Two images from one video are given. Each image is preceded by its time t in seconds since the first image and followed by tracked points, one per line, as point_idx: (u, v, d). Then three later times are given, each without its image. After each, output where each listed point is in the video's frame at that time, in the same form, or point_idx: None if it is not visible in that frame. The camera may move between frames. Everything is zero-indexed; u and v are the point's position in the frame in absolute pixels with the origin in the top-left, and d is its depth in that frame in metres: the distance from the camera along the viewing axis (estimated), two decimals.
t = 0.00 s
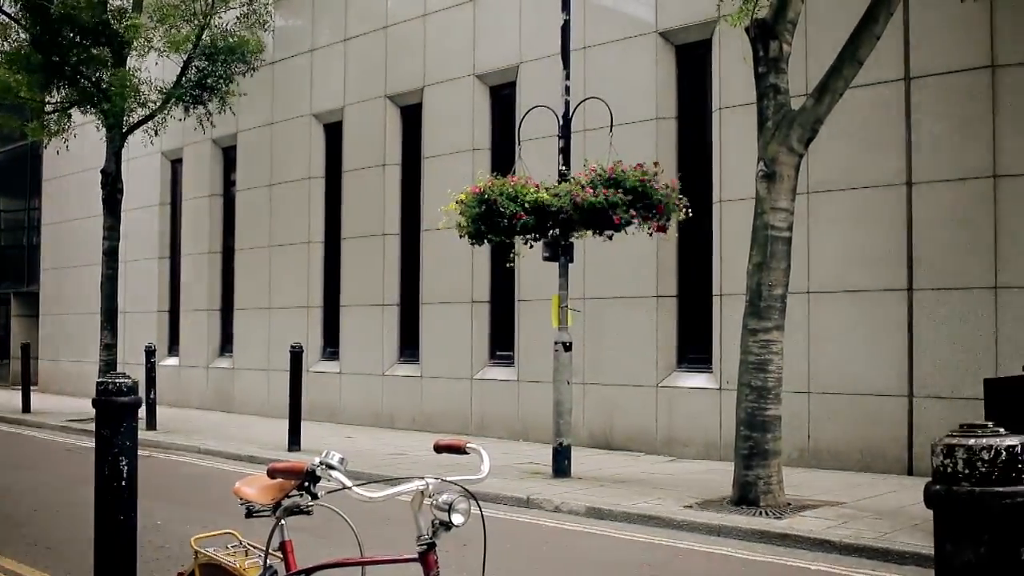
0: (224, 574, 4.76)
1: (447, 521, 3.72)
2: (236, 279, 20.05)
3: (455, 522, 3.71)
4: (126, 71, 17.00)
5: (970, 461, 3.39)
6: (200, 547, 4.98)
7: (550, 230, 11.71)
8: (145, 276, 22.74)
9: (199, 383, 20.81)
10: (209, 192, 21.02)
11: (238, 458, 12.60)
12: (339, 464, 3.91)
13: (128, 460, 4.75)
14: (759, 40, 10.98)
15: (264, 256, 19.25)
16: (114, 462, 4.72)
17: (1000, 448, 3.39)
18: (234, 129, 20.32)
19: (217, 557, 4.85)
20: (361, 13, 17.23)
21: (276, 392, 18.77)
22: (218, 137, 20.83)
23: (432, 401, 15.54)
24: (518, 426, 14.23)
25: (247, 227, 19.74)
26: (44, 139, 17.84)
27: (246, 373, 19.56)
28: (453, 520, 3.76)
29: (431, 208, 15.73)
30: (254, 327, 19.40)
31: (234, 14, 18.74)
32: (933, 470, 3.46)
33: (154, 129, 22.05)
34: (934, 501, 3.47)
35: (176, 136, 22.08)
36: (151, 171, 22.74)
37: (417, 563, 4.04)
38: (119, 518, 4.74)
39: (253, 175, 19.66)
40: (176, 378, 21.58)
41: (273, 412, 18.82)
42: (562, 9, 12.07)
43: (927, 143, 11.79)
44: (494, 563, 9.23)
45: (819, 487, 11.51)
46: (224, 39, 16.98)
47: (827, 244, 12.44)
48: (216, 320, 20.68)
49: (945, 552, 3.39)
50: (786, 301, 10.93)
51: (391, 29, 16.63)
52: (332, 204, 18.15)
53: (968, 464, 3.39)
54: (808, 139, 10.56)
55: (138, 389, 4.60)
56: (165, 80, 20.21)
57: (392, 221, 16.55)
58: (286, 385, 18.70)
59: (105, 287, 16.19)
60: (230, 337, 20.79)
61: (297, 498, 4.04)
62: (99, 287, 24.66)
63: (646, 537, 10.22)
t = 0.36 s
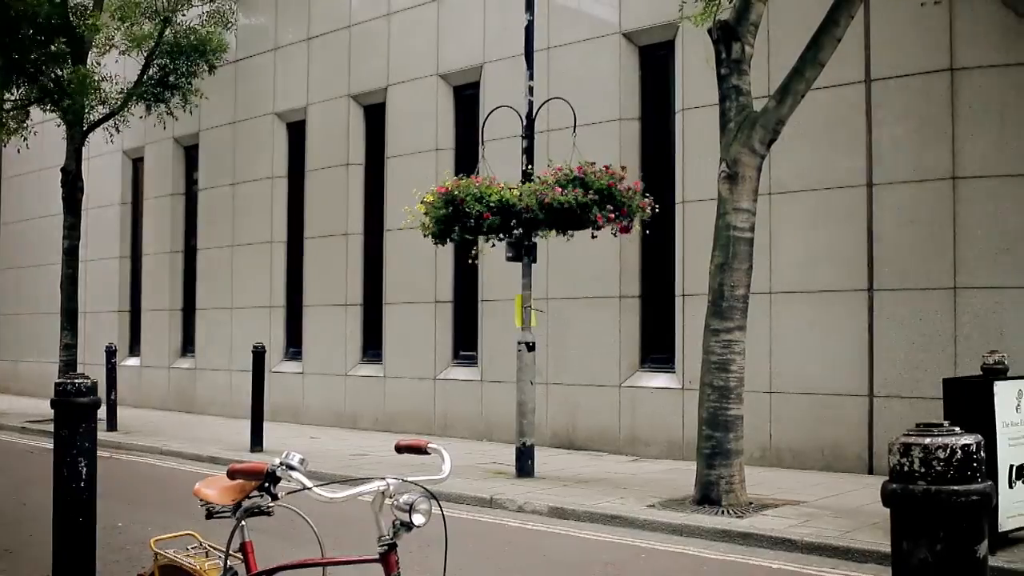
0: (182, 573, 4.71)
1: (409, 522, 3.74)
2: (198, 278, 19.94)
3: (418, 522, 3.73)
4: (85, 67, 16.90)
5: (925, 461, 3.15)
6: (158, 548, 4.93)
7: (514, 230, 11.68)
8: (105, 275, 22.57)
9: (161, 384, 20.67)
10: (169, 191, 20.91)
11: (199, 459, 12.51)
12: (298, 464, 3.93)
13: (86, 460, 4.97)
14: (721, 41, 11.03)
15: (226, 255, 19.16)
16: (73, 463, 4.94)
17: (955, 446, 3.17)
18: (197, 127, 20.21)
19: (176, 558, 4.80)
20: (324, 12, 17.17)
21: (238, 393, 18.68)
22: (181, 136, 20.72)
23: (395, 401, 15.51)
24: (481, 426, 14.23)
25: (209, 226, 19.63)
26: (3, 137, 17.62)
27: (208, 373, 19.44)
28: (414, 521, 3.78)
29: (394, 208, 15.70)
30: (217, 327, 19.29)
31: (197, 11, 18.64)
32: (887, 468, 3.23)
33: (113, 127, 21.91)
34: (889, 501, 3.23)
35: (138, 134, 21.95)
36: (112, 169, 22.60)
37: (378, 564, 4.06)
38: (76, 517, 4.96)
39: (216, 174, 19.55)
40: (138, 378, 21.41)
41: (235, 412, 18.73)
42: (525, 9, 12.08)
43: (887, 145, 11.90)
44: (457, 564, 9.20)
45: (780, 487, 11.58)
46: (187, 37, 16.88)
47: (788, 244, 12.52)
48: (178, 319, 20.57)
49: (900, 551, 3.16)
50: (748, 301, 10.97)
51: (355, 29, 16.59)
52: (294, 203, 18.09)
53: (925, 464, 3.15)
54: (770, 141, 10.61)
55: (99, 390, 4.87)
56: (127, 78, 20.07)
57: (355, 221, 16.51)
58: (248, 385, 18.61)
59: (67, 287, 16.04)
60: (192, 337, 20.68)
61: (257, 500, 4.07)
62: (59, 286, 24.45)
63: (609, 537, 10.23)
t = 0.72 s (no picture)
0: (144, 573, 4.69)
1: (373, 522, 3.63)
2: (163, 278, 19.83)
3: (382, 523, 3.62)
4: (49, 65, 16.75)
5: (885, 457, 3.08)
6: (121, 550, 4.91)
7: (481, 229, 11.63)
8: (70, 274, 22.41)
9: (126, 384, 20.52)
10: (133, 189, 20.79)
11: (165, 460, 12.43)
12: (262, 464, 3.81)
13: (50, 462, 4.62)
14: (688, 43, 11.07)
15: (191, 254, 19.07)
16: (36, 465, 4.57)
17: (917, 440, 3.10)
18: (162, 126, 20.10)
19: (139, 559, 4.77)
20: (291, 11, 17.11)
21: (204, 393, 18.58)
22: (146, 135, 20.61)
23: (362, 401, 15.48)
24: (448, 426, 14.22)
25: (175, 225, 19.52)
26: None
27: (173, 372, 19.33)
28: (379, 521, 3.68)
29: (360, 208, 15.67)
30: (182, 327, 19.18)
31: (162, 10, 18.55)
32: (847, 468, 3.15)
33: (77, 125, 21.76)
34: (851, 501, 3.15)
35: (102, 132, 21.81)
36: (77, 168, 22.44)
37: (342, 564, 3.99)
38: (40, 523, 4.57)
39: (182, 173, 19.44)
40: (102, 378, 21.24)
41: (201, 412, 18.63)
42: (492, 9, 12.08)
43: (852, 146, 11.98)
44: (423, 564, 9.17)
45: (745, 485, 11.64)
46: (152, 35, 16.81)
47: (754, 244, 12.58)
48: (143, 319, 20.45)
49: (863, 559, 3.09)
50: (714, 302, 11.01)
51: (322, 28, 16.54)
52: (259, 203, 18.04)
53: (888, 461, 3.07)
54: (736, 142, 10.65)
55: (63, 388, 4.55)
56: (92, 76, 19.93)
57: (322, 220, 16.47)
58: (214, 385, 18.51)
59: (31, 286, 15.89)
60: (157, 336, 20.56)
61: (221, 501, 3.97)
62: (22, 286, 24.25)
63: (575, 536, 10.24)
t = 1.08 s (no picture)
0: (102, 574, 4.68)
1: (335, 522, 3.71)
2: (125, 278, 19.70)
3: (344, 523, 3.69)
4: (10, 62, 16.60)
5: (844, 454, 3.63)
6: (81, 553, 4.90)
7: (445, 229, 11.60)
8: (31, 274, 22.21)
9: (88, 384, 20.34)
10: (94, 188, 20.64)
11: (127, 461, 12.34)
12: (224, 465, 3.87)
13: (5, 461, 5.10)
14: (652, 44, 11.09)
15: (154, 254, 18.95)
16: None
17: (873, 441, 3.65)
18: (124, 124, 19.96)
19: (98, 561, 4.77)
20: (255, 9, 17.02)
21: (166, 393, 18.45)
22: (108, 133, 20.46)
23: (325, 401, 15.44)
24: (412, 426, 14.21)
25: (138, 224, 19.38)
26: None
27: (136, 372, 19.18)
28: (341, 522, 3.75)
29: (325, 208, 15.63)
30: (144, 327, 19.04)
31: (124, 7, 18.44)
32: (809, 466, 3.70)
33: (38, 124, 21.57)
34: (814, 496, 3.71)
35: (63, 131, 21.62)
36: (38, 167, 22.24)
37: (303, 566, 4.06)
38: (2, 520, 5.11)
39: (144, 172, 19.31)
40: (63, 379, 21.04)
41: (163, 412, 18.50)
42: (457, 9, 12.08)
43: (814, 147, 12.06)
44: (386, 564, 9.14)
45: (709, 484, 11.70)
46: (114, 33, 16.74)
47: (717, 245, 12.63)
48: (105, 319, 20.29)
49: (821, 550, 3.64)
50: (677, 302, 11.06)
51: (286, 26, 16.47)
52: (223, 203, 17.98)
53: (845, 461, 3.62)
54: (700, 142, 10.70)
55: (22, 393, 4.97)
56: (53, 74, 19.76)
57: (286, 220, 16.42)
58: (177, 386, 18.39)
59: None
60: (119, 336, 20.40)
61: (182, 501, 4.01)
62: None
63: (538, 536, 10.24)
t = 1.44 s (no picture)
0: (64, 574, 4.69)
1: (299, 523, 3.80)
2: (88, 277, 19.57)
3: (308, 524, 3.79)
4: None
5: (807, 457, 4.36)
6: (42, 554, 4.88)
7: (410, 230, 11.67)
8: None
9: (51, 385, 20.19)
10: (57, 186, 20.49)
11: (91, 462, 12.26)
12: (185, 465, 3.91)
13: None
14: (618, 45, 11.10)
15: (119, 253, 18.84)
16: None
17: (835, 443, 4.36)
18: (88, 122, 19.84)
19: (60, 563, 4.76)
20: (221, 7, 16.95)
21: (131, 393, 18.34)
22: (72, 131, 20.33)
23: (291, 401, 15.41)
24: (378, 426, 14.19)
25: (102, 224, 19.26)
26: None
27: (100, 373, 19.06)
28: (305, 522, 3.84)
29: (291, 207, 15.59)
30: (109, 327, 18.93)
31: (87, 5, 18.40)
32: (773, 465, 4.44)
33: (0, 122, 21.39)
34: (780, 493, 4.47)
35: (25, 128, 21.45)
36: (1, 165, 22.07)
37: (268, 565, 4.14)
38: None
39: (109, 170, 19.19)
40: (26, 379, 20.86)
41: (128, 413, 18.38)
42: (424, 9, 12.08)
43: (780, 149, 12.13)
44: (350, 564, 9.12)
45: (674, 484, 11.74)
46: (77, 30, 16.75)
47: (683, 245, 12.68)
48: (68, 319, 20.15)
49: (785, 545, 4.41)
50: (643, 302, 11.09)
51: (252, 25, 16.41)
52: (187, 202, 17.92)
53: (805, 461, 4.37)
54: (665, 143, 10.73)
55: None
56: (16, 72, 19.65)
57: (251, 219, 16.39)
58: (141, 386, 18.28)
59: None
60: (83, 336, 20.27)
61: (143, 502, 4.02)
62: None
63: (504, 536, 10.25)
